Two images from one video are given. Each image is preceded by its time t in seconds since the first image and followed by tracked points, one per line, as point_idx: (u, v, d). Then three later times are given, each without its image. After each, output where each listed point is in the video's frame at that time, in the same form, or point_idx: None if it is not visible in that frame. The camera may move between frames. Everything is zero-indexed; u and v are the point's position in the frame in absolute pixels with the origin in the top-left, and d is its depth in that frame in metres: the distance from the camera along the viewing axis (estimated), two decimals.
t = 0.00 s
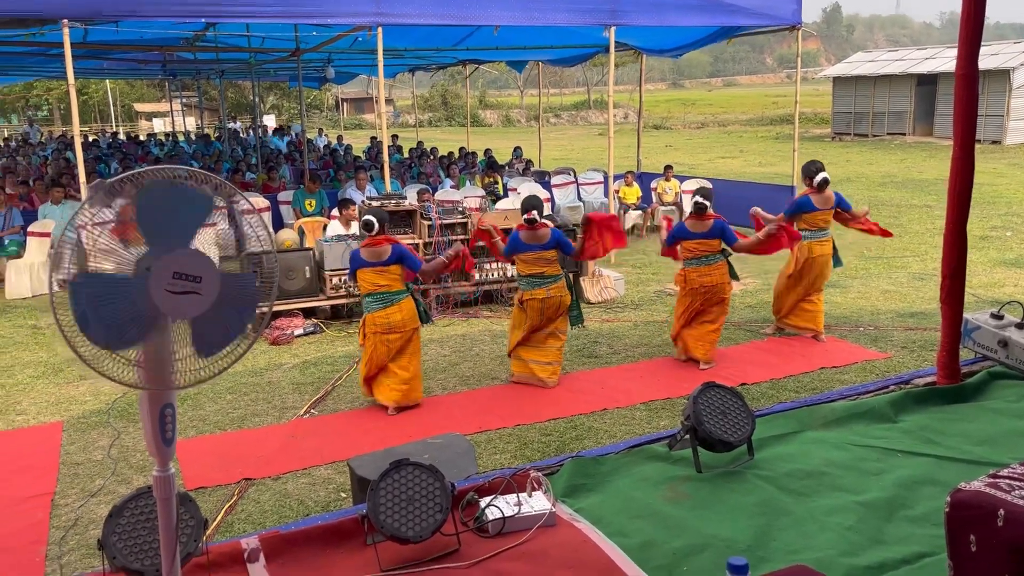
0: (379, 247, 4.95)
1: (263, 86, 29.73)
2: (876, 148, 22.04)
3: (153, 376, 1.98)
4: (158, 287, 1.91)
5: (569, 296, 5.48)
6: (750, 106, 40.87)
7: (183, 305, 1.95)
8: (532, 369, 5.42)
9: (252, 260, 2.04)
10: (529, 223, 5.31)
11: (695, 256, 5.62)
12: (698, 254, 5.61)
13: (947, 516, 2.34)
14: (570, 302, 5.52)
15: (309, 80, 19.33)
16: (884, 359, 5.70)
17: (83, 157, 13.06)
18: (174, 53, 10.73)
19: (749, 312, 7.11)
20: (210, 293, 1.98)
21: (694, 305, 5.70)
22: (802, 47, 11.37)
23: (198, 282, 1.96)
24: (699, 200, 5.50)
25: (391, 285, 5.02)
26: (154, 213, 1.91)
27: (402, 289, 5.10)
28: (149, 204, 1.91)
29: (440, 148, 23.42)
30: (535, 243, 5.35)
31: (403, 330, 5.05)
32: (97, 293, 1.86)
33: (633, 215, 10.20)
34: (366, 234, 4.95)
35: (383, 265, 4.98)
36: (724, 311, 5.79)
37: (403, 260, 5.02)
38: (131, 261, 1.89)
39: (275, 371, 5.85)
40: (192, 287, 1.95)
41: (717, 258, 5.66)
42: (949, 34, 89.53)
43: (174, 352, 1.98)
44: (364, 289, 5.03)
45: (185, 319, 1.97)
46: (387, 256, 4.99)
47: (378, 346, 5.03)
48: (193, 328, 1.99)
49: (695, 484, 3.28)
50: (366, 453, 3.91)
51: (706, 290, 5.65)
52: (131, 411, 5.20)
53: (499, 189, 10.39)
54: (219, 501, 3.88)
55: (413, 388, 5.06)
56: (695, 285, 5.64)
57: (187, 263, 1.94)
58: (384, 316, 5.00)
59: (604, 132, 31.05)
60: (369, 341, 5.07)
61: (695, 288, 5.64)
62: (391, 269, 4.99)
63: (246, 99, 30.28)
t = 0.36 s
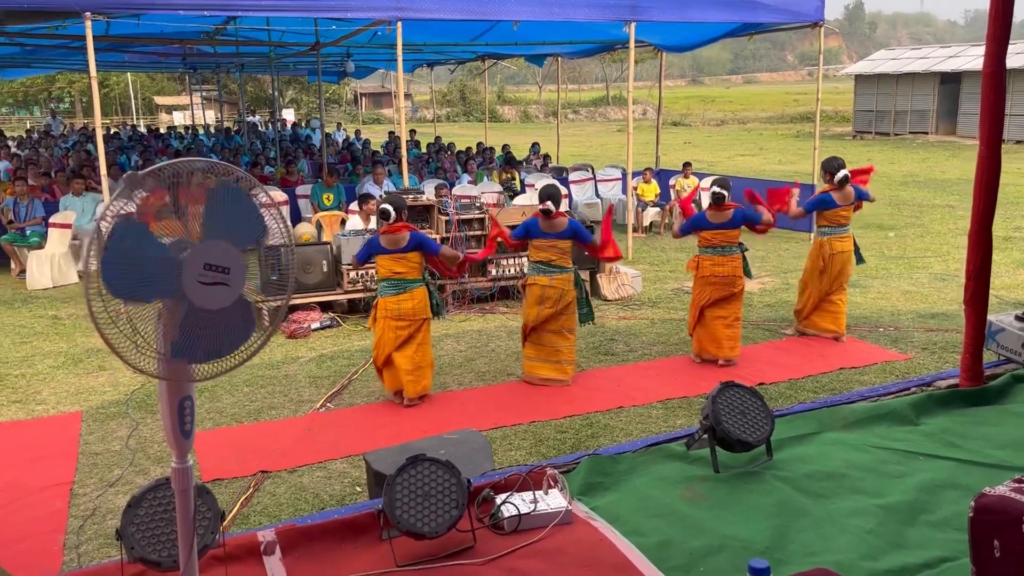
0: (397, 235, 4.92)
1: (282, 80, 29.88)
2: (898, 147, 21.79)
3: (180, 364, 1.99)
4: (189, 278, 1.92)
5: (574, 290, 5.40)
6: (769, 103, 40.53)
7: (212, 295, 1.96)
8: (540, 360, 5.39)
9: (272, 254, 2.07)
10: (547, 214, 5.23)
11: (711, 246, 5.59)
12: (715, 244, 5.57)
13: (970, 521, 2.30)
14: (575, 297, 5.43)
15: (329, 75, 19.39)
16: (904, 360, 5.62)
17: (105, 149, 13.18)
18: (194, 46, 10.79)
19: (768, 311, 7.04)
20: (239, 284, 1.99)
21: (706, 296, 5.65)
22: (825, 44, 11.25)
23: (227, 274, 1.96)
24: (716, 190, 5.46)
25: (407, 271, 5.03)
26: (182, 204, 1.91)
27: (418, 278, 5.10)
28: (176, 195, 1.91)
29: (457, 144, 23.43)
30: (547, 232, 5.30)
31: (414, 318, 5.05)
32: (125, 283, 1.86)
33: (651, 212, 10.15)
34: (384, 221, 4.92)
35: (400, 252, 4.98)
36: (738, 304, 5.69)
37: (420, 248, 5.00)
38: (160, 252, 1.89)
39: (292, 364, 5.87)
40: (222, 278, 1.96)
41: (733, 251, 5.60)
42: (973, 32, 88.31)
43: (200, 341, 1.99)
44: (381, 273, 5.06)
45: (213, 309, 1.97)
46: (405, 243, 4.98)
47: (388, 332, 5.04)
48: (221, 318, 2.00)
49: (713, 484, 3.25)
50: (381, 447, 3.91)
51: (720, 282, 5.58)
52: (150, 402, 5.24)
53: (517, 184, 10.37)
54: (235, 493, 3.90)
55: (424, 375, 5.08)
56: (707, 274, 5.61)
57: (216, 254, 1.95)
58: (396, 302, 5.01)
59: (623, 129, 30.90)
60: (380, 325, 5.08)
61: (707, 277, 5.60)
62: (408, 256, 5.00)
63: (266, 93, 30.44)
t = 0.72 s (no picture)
0: (427, 242, 5.00)
1: (306, 76, 30.07)
2: (925, 148, 21.48)
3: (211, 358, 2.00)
4: (224, 271, 1.95)
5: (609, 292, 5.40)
6: (794, 103, 40.14)
7: (246, 289, 2.00)
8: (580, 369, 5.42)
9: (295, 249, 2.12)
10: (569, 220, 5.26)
11: (744, 257, 5.55)
12: (747, 255, 5.53)
13: (996, 529, 2.25)
14: (609, 302, 5.40)
15: (353, 71, 19.48)
16: (928, 364, 5.54)
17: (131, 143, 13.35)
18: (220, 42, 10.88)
19: (790, 313, 6.97)
20: (270, 277, 2.05)
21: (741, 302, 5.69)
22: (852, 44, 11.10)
23: (257, 267, 2.01)
24: (746, 199, 5.44)
25: (442, 278, 5.07)
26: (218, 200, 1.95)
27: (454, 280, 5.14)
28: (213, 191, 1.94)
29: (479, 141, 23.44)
30: (570, 240, 5.32)
31: (460, 319, 5.06)
32: (161, 276, 1.87)
33: (673, 211, 10.08)
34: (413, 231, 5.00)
35: (432, 259, 5.04)
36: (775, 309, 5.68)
37: (451, 252, 5.06)
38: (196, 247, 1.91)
39: (313, 359, 5.90)
40: (253, 271, 2.00)
41: (768, 258, 5.55)
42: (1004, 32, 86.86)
43: (231, 334, 2.01)
44: (416, 285, 5.07)
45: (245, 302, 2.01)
46: (436, 250, 5.04)
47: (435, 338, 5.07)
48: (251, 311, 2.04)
49: (733, 487, 3.21)
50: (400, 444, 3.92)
51: (757, 291, 5.58)
52: (172, 394, 5.29)
53: (538, 182, 10.35)
54: (255, 486, 3.93)
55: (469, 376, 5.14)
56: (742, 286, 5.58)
57: (247, 247, 2.00)
58: (439, 309, 5.02)
59: (646, 127, 30.74)
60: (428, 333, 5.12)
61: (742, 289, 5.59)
62: (440, 262, 5.06)
63: (290, 88, 30.68)
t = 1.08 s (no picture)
0: (456, 234, 5.01)
1: (331, 75, 30.27)
2: (953, 151, 21.15)
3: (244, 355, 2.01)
4: (260, 268, 1.99)
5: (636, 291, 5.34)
6: (820, 105, 39.72)
7: (278, 285, 2.04)
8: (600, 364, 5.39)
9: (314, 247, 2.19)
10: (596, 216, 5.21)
11: (774, 254, 5.51)
12: (776, 252, 5.50)
13: None
14: (631, 300, 5.35)
15: (377, 70, 19.57)
16: (954, 371, 5.45)
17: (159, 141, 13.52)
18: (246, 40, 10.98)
19: (814, 316, 6.89)
20: (296, 274, 2.11)
21: (769, 300, 5.59)
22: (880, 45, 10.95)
23: (287, 263, 2.06)
24: (775, 198, 5.35)
25: (470, 270, 5.10)
26: (251, 198, 1.99)
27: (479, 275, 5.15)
28: (245, 188, 1.98)
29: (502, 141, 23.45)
30: (601, 234, 5.27)
31: (476, 315, 5.11)
32: (204, 271, 1.86)
33: (696, 213, 10.00)
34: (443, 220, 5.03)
35: (462, 251, 5.06)
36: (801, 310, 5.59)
37: (479, 245, 5.08)
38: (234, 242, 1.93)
39: (334, 356, 5.93)
40: (284, 267, 2.05)
41: (797, 257, 5.51)
42: None
43: (263, 330, 2.03)
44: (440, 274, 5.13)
45: (278, 298, 2.05)
46: (465, 242, 5.05)
47: (450, 327, 5.13)
48: (281, 308, 2.07)
49: (755, 491, 3.18)
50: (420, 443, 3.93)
51: (780, 287, 5.51)
52: (195, 390, 5.35)
53: (561, 183, 10.33)
54: (276, 483, 3.95)
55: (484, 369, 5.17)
56: (767, 281, 5.55)
57: (278, 244, 2.04)
58: (457, 301, 5.09)
59: (669, 128, 30.57)
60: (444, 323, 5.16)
61: (769, 285, 5.55)
62: (468, 255, 5.07)
63: (315, 87, 30.92)
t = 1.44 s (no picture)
0: (480, 234, 5.00)
1: (355, 76, 30.46)
2: (982, 154, 20.84)
3: (281, 351, 2.06)
4: (294, 263, 2.05)
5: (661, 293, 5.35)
6: (845, 106, 39.30)
7: (307, 281, 2.10)
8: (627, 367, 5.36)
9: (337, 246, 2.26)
10: (624, 216, 5.20)
11: (797, 256, 5.42)
12: (800, 254, 5.41)
13: None
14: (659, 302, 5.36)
15: (401, 71, 19.67)
16: (981, 376, 5.36)
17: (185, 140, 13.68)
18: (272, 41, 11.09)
19: (838, 320, 6.82)
20: (323, 269, 2.18)
21: (793, 305, 5.52)
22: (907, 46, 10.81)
23: (316, 260, 2.13)
24: (816, 201, 5.24)
25: (492, 270, 5.11)
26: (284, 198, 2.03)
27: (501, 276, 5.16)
28: (279, 187, 2.02)
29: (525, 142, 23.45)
30: (628, 235, 5.25)
31: (497, 315, 5.12)
32: (244, 270, 1.91)
33: (720, 215, 9.94)
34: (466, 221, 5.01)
35: (485, 252, 5.06)
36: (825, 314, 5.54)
37: (502, 247, 5.08)
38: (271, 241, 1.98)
39: (357, 355, 5.97)
40: (314, 264, 2.12)
41: (820, 261, 5.45)
42: None
43: (298, 326, 2.09)
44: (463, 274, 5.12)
45: (309, 294, 2.11)
46: (488, 243, 5.05)
47: (472, 327, 5.14)
48: (310, 304, 2.13)
49: (778, 494, 3.14)
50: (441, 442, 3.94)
51: (807, 291, 5.44)
52: (219, 388, 5.40)
53: (583, 184, 10.31)
54: (298, 480, 3.98)
55: (504, 370, 5.16)
56: (793, 286, 5.46)
57: (308, 241, 2.10)
58: (480, 301, 5.09)
59: (693, 130, 30.39)
60: (465, 323, 5.17)
61: (794, 289, 5.46)
62: (491, 255, 5.07)
63: (339, 88, 31.14)
